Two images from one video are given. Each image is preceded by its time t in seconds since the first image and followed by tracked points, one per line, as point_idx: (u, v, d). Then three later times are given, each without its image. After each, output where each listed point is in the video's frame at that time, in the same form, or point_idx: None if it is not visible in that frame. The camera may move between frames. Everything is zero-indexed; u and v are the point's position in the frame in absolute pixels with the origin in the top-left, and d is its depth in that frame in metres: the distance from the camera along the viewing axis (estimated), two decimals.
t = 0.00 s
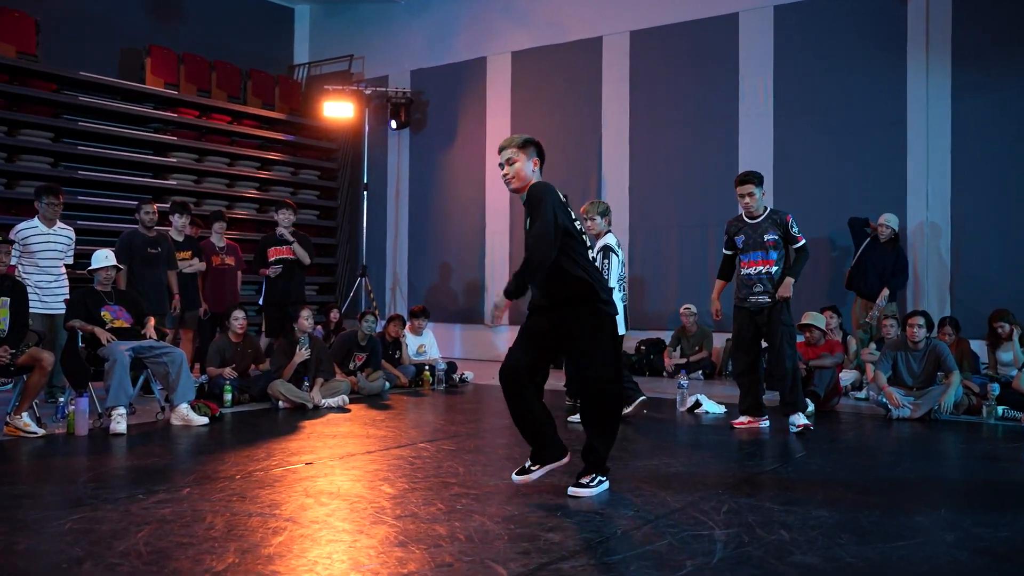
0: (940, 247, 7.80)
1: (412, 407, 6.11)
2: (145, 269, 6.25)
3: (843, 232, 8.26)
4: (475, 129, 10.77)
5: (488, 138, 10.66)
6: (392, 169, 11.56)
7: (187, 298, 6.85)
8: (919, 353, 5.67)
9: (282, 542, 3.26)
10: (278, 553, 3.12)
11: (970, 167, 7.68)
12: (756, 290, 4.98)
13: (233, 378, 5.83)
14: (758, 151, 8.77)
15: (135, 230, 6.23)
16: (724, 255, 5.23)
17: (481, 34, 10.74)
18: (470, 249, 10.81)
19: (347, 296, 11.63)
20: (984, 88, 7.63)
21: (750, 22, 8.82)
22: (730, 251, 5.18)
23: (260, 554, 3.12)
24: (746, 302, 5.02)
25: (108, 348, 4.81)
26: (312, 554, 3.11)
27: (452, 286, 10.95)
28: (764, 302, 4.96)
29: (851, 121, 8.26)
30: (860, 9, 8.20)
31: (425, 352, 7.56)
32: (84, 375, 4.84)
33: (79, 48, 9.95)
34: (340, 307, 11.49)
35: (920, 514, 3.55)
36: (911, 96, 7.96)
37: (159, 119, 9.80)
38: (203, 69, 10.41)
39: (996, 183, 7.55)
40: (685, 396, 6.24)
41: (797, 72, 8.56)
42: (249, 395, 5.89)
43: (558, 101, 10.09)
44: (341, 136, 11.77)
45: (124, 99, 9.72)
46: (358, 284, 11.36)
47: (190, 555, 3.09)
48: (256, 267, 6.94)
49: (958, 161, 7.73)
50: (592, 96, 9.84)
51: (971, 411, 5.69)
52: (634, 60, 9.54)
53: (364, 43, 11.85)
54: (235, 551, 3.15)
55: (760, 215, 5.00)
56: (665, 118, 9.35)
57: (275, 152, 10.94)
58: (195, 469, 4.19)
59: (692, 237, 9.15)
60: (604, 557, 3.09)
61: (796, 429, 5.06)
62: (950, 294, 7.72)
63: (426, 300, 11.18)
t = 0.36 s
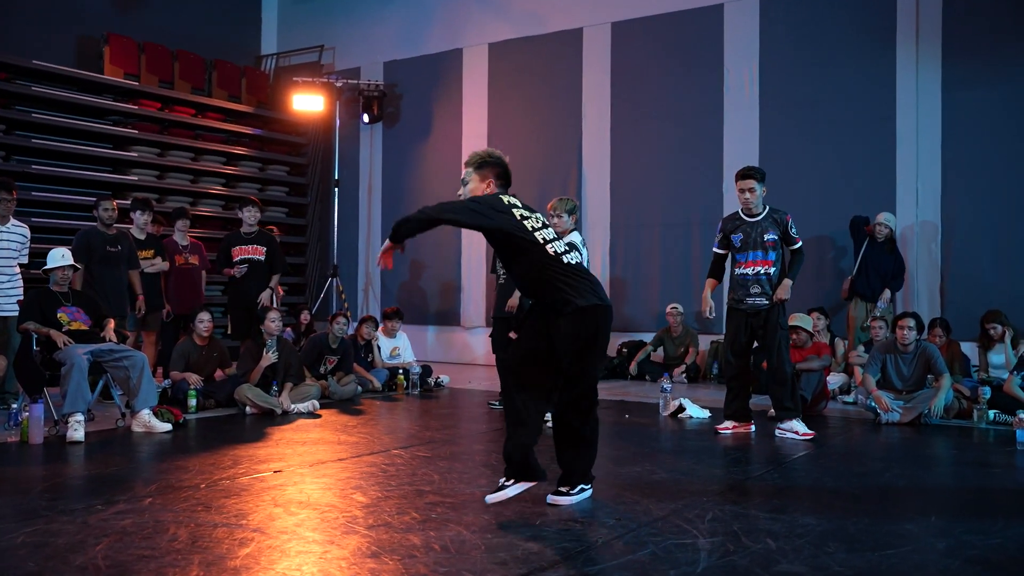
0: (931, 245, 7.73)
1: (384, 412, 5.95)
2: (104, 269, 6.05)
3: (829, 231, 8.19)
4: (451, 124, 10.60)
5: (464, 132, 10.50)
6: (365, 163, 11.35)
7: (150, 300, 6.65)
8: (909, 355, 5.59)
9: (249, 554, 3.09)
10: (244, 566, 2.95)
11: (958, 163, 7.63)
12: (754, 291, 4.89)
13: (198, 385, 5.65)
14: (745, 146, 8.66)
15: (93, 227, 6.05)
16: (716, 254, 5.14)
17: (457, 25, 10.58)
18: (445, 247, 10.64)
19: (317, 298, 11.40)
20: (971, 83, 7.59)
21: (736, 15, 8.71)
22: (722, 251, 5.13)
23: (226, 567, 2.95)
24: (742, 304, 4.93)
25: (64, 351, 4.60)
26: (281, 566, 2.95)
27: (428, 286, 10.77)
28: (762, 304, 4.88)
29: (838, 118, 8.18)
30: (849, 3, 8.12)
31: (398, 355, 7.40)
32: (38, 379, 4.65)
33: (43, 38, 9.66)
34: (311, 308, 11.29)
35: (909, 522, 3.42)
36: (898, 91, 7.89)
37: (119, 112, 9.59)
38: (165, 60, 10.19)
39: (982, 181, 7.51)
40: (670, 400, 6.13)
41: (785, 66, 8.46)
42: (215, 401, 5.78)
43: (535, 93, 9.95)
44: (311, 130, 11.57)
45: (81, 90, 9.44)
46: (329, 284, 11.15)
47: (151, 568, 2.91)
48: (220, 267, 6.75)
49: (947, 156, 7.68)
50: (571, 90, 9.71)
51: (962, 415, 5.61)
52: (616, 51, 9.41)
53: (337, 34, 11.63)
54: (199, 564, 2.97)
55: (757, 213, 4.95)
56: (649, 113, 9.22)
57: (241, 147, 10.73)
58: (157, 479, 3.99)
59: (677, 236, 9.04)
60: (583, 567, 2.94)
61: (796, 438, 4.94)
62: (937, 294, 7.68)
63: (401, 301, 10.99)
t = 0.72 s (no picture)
0: (938, 244, 7.67)
1: (382, 414, 5.88)
2: (96, 268, 5.99)
3: (831, 230, 8.13)
4: (450, 122, 10.53)
5: (462, 130, 10.43)
6: (362, 161, 11.28)
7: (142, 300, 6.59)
8: (916, 356, 5.52)
9: (244, 558, 3.02)
10: (239, 570, 2.89)
11: (964, 161, 7.57)
12: (785, 291, 4.82)
13: (192, 386, 5.58)
14: (748, 145, 8.60)
15: (86, 227, 5.97)
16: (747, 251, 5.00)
17: (454, 21, 10.51)
18: (442, 246, 10.57)
19: (313, 298, 11.33)
20: (977, 81, 7.53)
21: (738, 12, 8.65)
22: (754, 248, 4.99)
23: (221, 572, 2.88)
24: (774, 304, 4.83)
25: (56, 352, 4.54)
26: (277, 570, 2.88)
27: (425, 286, 10.70)
28: (792, 305, 4.82)
29: (842, 116, 8.12)
30: None
31: (395, 356, 7.28)
32: (29, 381, 4.57)
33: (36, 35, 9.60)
34: (307, 309, 11.22)
35: (915, 525, 3.36)
36: (903, 89, 7.84)
37: (111, 108, 9.53)
38: (159, 55, 10.11)
39: (989, 179, 7.46)
40: (672, 402, 6.08)
41: (789, 64, 8.40)
42: (209, 402, 5.71)
43: (533, 90, 9.89)
44: (307, 127, 11.50)
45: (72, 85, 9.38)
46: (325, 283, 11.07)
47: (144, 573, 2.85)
48: (215, 266, 6.63)
49: (954, 156, 7.61)
50: (570, 87, 9.65)
51: (970, 417, 5.57)
52: (617, 48, 9.34)
53: (333, 29, 11.56)
54: (193, 569, 2.90)
55: (790, 211, 4.87)
56: (650, 111, 9.16)
57: (236, 144, 10.66)
58: (151, 482, 3.93)
59: (678, 235, 8.97)
60: (584, 570, 2.88)
61: (802, 440, 4.88)
62: (943, 293, 7.63)
63: (398, 301, 10.93)
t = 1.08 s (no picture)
0: (945, 243, 7.63)
1: (389, 413, 5.90)
2: (105, 269, 6.03)
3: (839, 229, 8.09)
4: (456, 122, 10.53)
5: (468, 130, 10.43)
6: (369, 161, 11.30)
7: (150, 299, 6.59)
8: (925, 356, 5.51)
9: (252, 557, 3.03)
10: (247, 569, 2.90)
11: (973, 159, 7.53)
12: (821, 292, 4.76)
13: (200, 386, 5.61)
14: (756, 143, 8.56)
15: (94, 227, 6.01)
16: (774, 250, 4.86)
17: (460, 21, 10.51)
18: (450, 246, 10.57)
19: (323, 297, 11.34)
20: (986, 78, 7.48)
21: (744, 10, 8.61)
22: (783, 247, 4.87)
23: (229, 570, 2.89)
24: (813, 305, 4.74)
25: (65, 351, 4.57)
26: (284, 569, 2.89)
27: (433, 285, 10.71)
28: (825, 308, 4.77)
29: (850, 114, 8.08)
30: None
31: (402, 356, 7.29)
32: (37, 380, 4.59)
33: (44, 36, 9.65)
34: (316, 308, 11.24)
35: (923, 526, 3.34)
36: (911, 87, 7.80)
37: (119, 109, 9.56)
38: (165, 56, 10.15)
39: (997, 177, 7.40)
40: (679, 403, 6.07)
41: (796, 61, 8.36)
42: (217, 401, 5.74)
43: (538, 90, 9.89)
44: (313, 128, 11.50)
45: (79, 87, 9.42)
46: (334, 283, 11.09)
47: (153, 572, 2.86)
48: (223, 266, 6.69)
49: (962, 153, 7.57)
50: (576, 87, 9.63)
51: (978, 418, 5.55)
52: (622, 47, 9.33)
53: (339, 29, 11.58)
54: (201, 567, 2.92)
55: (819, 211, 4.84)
56: (656, 110, 9.14)
57: (242, 144, 10.68)
58: (159, 481, 3.95)
59: (685, 234, 8.95)
60: (590, 571, 2.88)
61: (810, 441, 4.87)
62: (952, 292, 7.59)
63: (406, 300, 10.93)
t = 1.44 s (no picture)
0: (962, 243, 7.60)
1: (406, 413, 5.91)
2: (124, 268, 6.06)
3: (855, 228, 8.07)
4: (472, 122, 10.54)
5: (485, 130, 10.44)
6: (386, 161, 11.31)
7: (168, 298, 6.63)
8: (943, 357, 5.45)
9: (269, 556, 3.04)
10: (265, 568, 2.91)
11: (991, 159, 7.49)
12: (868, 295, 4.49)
13: (218, 385, 5.63)
14: (772, 143, 8.55)
15: (113, 227, 6.05)
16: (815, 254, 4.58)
17: (477, 21, 10.52)
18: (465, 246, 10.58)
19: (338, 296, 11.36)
20: (1004, 78, 7.45)
21: (762, 10, 8.59)
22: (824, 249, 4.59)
23: (247, 569, 2.91)
24: (861, 306, 4.48)
25: (85, 351, 4.60)
26: (301, 568, 2.90)
27: (448, 285, 10.72)
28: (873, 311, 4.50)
29: (866, 114, 8.06)
30: None
31: (419, 356, 7.28)
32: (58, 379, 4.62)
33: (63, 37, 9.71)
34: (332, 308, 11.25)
35: (942, 527, 3.32)
36: (928, 86, 7.77)
37: (138, 109, 9.61)
38: (184, 58, 10.17)
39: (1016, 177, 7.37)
40: (696, 403, 6.06)
41: (813, 61, 8.34)
42: (234, 401, 5.74)
43: (556, 90, 9.88)
44: (330, 128, 11.60)
45: (98, 87, 9.44)
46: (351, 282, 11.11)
47: (172, 570, 2.88)
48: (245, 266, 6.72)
49: (981, 153, 7.53)
50: (592, 87, 9.64)
51: (998, 418, 5.51)
52: (638, 47, 9.32)
53: (356, 30, 11.60)
54: (219, 566, 2.93)
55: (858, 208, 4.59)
56: (672, 109, 9.13)
57: (260, 145, 10.75)
58: (177, 480, 3.97)
59: (700, 233, 8.95)
60: (607, 570, 2.88)
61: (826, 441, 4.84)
62: (969, 292, 7.56)
63: (421, 300, 10.95)
